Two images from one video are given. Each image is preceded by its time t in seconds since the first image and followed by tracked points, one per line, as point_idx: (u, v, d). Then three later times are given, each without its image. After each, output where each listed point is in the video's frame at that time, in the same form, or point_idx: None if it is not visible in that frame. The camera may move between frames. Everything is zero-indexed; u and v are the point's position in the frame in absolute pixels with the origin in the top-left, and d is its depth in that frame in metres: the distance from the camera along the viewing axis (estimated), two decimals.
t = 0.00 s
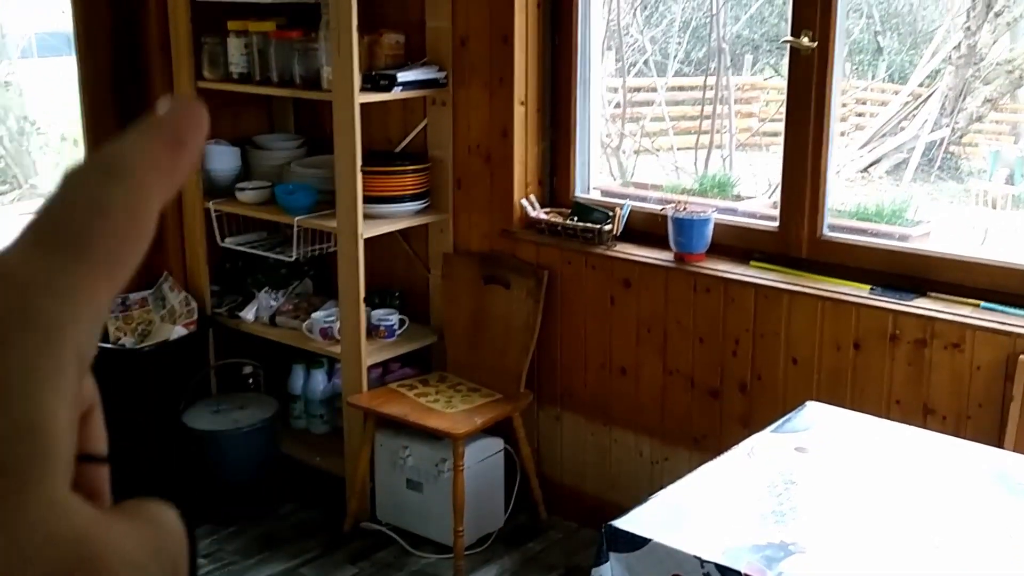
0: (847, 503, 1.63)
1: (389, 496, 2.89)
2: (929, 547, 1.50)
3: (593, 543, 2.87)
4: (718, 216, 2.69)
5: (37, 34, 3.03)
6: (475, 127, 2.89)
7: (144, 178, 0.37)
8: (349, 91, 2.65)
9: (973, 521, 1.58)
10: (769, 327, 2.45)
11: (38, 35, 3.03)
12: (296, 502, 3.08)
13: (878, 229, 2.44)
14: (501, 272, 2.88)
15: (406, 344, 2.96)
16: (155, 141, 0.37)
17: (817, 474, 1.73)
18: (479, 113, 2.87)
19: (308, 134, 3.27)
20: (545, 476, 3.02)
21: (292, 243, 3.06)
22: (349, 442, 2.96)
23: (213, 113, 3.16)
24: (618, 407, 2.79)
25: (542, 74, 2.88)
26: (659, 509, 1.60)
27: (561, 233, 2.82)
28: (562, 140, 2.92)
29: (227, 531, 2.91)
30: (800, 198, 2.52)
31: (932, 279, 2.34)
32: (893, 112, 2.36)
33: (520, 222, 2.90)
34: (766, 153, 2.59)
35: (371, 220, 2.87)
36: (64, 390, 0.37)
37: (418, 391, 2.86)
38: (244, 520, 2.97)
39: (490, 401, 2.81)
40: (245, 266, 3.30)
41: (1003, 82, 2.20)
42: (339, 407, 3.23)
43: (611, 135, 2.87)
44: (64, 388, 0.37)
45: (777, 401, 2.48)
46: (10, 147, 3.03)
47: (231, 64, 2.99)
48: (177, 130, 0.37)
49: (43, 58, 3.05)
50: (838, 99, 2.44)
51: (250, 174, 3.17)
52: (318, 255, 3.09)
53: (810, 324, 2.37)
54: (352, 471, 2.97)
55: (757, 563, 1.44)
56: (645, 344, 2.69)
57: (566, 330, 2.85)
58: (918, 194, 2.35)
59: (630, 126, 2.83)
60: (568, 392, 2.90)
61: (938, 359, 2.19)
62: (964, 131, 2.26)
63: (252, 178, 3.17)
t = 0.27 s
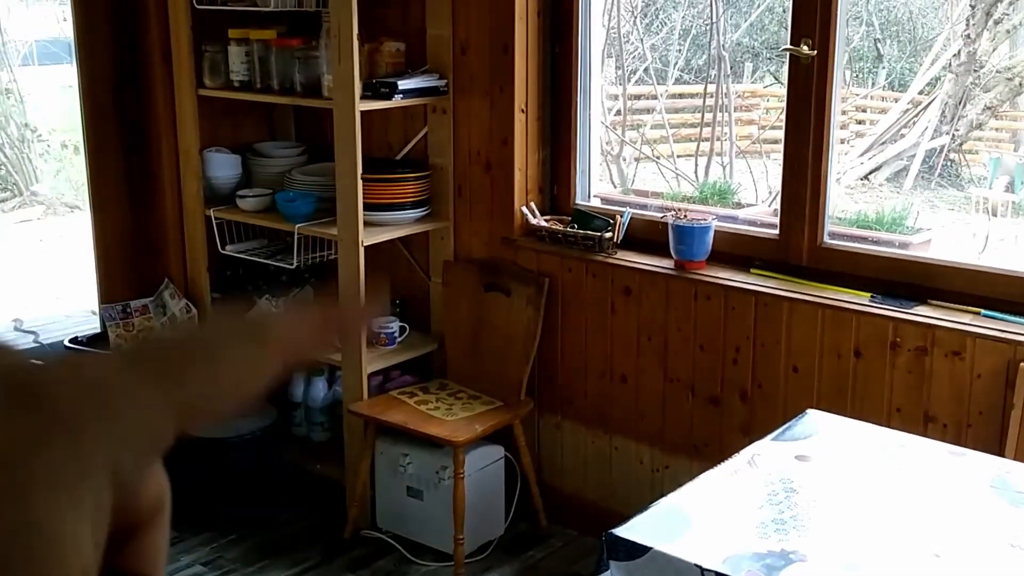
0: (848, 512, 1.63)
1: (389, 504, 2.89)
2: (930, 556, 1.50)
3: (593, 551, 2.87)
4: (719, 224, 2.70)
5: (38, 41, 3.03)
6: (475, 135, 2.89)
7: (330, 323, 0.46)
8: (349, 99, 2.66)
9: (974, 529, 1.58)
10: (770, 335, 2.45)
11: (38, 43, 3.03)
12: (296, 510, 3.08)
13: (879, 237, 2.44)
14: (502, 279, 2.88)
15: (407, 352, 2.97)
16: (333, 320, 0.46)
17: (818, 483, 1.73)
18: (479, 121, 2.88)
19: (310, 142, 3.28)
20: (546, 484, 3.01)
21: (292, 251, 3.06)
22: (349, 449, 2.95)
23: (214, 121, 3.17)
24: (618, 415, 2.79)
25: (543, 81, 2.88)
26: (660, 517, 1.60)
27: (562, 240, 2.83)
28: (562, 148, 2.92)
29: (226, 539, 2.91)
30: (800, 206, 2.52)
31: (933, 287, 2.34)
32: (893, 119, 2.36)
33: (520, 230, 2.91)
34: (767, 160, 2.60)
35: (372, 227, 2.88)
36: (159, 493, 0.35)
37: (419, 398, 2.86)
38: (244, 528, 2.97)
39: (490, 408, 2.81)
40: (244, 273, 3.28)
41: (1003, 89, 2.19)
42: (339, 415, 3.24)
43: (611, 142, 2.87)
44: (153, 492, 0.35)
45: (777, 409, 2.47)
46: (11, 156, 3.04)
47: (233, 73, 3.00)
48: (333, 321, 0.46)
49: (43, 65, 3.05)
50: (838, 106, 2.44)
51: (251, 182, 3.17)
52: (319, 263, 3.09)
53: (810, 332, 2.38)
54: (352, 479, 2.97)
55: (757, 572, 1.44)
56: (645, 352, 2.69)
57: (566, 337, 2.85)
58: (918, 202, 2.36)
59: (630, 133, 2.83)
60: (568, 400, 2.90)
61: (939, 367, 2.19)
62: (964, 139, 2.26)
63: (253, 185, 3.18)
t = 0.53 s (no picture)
0: (850, 517, 1.63)
1: (391, 509, 2.89)
2: (933, 561, 1.50)
3: (595, 555, 2.87)
4: (721, 229, 2.70)
5: (42, 46, 3.04)
6: (477, 140, 2.89)
7: (131, 213, 0.26)
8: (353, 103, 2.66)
9: (977, 534, 1.58)
10: (772, 339, 2.45)
11: (43, 47, 3.04)
12: (298, 514, 3.08)
13: (881, 241, 2.44)
14: (504, 283, 2.88)
15: (409, 356, 2.97)
16: (152, 188, 0.26)
17: (820, 487, 1.73)
18: (482, 126, 2.88)
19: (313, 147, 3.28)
20: (547, 488, 3.01)
21: (295, 255, 3.07)
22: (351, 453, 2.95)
23: (217, 125, 3.18)
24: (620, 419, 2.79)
25: (545, 85, 2.88)
26: (662, 523, 1.59)
27: (564, 245, 2.83)
28: (564, 153, 2.92)
29: (228, 543, 2.91)
30: (802, 210, 2.52)
31: (935, 292, 2.34)
32: (896, 123, 2.36)
33: (523, 234, 2.91)
34: (768, 165, 2.60)
35: (374, 232, 2.88)
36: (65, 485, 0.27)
37: (421, 403, 2.86)
38: (246, 532, 2.96)
39: (492, 413, 2.81)
40: (248, 278, 3.33)
41: (1005, 94, 2.19)
42: (341, 419, 3.24)
43: (613, 147, 2.87)
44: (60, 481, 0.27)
45: (779, 414, 2.47)
46: (15, 159, 2.99)
47: (236, 77, 3.00)
48: (179, 170, 0.26)
49: (48, 70, 3.06)
50: (840, 110, 2.44)
51: (253, 186, 3.18)
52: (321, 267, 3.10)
53: (812, 337, 2.37)
54: (354, 483, 2.97)
55: None
56: (647, 356, 2.69)
57: (568, 341, 2.85)
58: (921, 207, 2.35)
59: (632, 137, 2.83)
60: (570, 405, 2.90)
61: (941, 372, 2.19)
62: (966, 143, 2.26)
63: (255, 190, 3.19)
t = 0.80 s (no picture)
0: (854, 518, 1.63)
1: (395, 509, 2.89)
2: (937, 563, 1.49)
3: (598, 556, 2.86)
4: (725, 230, 2.70)
5: (48, 47, 3.03)
6: (481, 141, 2.89)
7: (139, 407, 0.49)
8: (357, 104, 2.66)
9: (982, 536, 1.57)
10: (776, 340, 2.45)
11: (49, 48, 3.04)
12: (301, 514, 3.08)
13: (885, 243, 2.44)
14: (508, 284, 2.88)
15: (412, 357, 2.97)
16: (161, 389, 0.50)
17: (824, 489, 1.72)
18: (486, 127, 2.88)
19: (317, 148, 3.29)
20: (551, 489, 3.01)
21: (299, 256, 3.07)
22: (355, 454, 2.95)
23: (221, 126, 3.18)
24: (624, 420, 2.79)
25: (549, 86, 2.89)
26: (665, 524, 1.59)
27: (568, 246, 2.83)
28: (568, 154, 2.92)
29: (232, 543, 2.92)
30: (806, 210, 2.51)
31: (940, 293, 2.34)
32: (900, 124, 2.36)
33: (526, 235, 2.91)
34: (772, 166, 2.60)
35: (378, 232, 2.88)
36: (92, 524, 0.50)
37: (424, 404, 2.86)
38: (250, 533, 2.97)
39: (495, 414, 2.81)
40: (251, 279, 3.31)
41: (1011, 95, 2.19)
42: (345, 420, 3.24)
43: (617, 148, 2.87)
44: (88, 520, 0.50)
45: (783, 415, 2.47)
46: (20, 159, 3.04)
47: (241, 78, 3.00)
48: (177, 379, 0.50)
49: (54, 70, 3.06)
50: (845, 111, 2.44)
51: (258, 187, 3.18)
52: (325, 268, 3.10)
53: (816, 338, 2.37)
54: (358, 484, 2.97)
55: None
56: (651, 357, 2.69)
57: (572, 343, 2.85)
58: (925, 208, 2.35)
59: (636, 138, 2.83)
60: (574, 406, 2.89)
61: (946, 373, 2.19)
62: (971, 144, 2.26)
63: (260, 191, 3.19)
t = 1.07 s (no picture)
0: (858, 517, 1.62)
1: (398, 508, 2.89)
2: (941, 563, 1.49)
3: (601, 556, 2.86)
4: (729, 229, 2.69)
5: (51, 46, 3.03)
6: (485, 140, 2.89)
7: (129, 456, 0.80)
8: (360, 103, 2.66)
9: (986, 535, 1.57)
10: (780, 340, 2.44)
11: (53, 47, 3.04)
12: (304, 513, 3.08)
13: (889, 242, 2.43)
14: (510, 284, 2.88)
15: (415, 355, 2.97)
16: (148, 445, 0.81)
17: (828, 488, 1.72)
18: (489, 127, 2.88)
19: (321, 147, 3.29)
20: (554, 488, 3.01)
21: (302, 255, 3.07)
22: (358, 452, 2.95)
23: (224, 125, 3.18)
24: (627, 420, 2.78)
25: (552, 85, 2.89)
26: (669, 523, 1.59)
27: (571, 245, 2.82)
28: (571, 153, 2.92)
29: (235, 542, 2.92)
30: (810, 209, 2.51)
31: (944, 292, 2.33)
32: (904, 124, 2.35)
33: (530, 234, 2.91)
34: (776, 165, 2.59)
35: (382, 231, 2.88)
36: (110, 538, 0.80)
37: (427, 403, 2.86)
38: (253, 531, 2.97)
39: (498, 413, 2.81)
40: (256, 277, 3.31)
41: (1014, 94, 2.20)
42: (348, 419, 3.24)
43: (620, 147, 2.87)
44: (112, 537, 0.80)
45: (787, 414, 2.47)
46: (24, 160, 3.04)
47: (244, 77, 3.00)
48: (161, 435, 0.81)
49: (57, 70, 3.05)
50: (849, 111, 2.43)
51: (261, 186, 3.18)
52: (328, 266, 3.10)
53: (820, 337, 2.37)
54: (360, 483, 2.97)
55: None
56: (654, 356, 2.69)
57: (575, 341, 2.84)
58: (929, 207, 2.35)
59: (640, 138, 2.83)
60: (577, 405, 2.89)
61: (950, 373, 2.18)
62: (974, 144, 2.26)
63: (263, 190, 3.19)
